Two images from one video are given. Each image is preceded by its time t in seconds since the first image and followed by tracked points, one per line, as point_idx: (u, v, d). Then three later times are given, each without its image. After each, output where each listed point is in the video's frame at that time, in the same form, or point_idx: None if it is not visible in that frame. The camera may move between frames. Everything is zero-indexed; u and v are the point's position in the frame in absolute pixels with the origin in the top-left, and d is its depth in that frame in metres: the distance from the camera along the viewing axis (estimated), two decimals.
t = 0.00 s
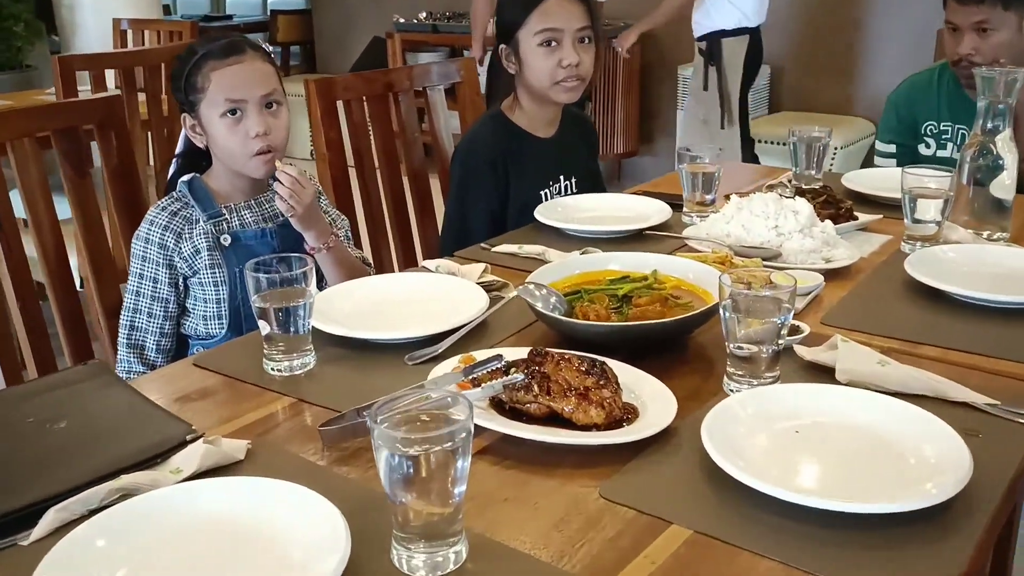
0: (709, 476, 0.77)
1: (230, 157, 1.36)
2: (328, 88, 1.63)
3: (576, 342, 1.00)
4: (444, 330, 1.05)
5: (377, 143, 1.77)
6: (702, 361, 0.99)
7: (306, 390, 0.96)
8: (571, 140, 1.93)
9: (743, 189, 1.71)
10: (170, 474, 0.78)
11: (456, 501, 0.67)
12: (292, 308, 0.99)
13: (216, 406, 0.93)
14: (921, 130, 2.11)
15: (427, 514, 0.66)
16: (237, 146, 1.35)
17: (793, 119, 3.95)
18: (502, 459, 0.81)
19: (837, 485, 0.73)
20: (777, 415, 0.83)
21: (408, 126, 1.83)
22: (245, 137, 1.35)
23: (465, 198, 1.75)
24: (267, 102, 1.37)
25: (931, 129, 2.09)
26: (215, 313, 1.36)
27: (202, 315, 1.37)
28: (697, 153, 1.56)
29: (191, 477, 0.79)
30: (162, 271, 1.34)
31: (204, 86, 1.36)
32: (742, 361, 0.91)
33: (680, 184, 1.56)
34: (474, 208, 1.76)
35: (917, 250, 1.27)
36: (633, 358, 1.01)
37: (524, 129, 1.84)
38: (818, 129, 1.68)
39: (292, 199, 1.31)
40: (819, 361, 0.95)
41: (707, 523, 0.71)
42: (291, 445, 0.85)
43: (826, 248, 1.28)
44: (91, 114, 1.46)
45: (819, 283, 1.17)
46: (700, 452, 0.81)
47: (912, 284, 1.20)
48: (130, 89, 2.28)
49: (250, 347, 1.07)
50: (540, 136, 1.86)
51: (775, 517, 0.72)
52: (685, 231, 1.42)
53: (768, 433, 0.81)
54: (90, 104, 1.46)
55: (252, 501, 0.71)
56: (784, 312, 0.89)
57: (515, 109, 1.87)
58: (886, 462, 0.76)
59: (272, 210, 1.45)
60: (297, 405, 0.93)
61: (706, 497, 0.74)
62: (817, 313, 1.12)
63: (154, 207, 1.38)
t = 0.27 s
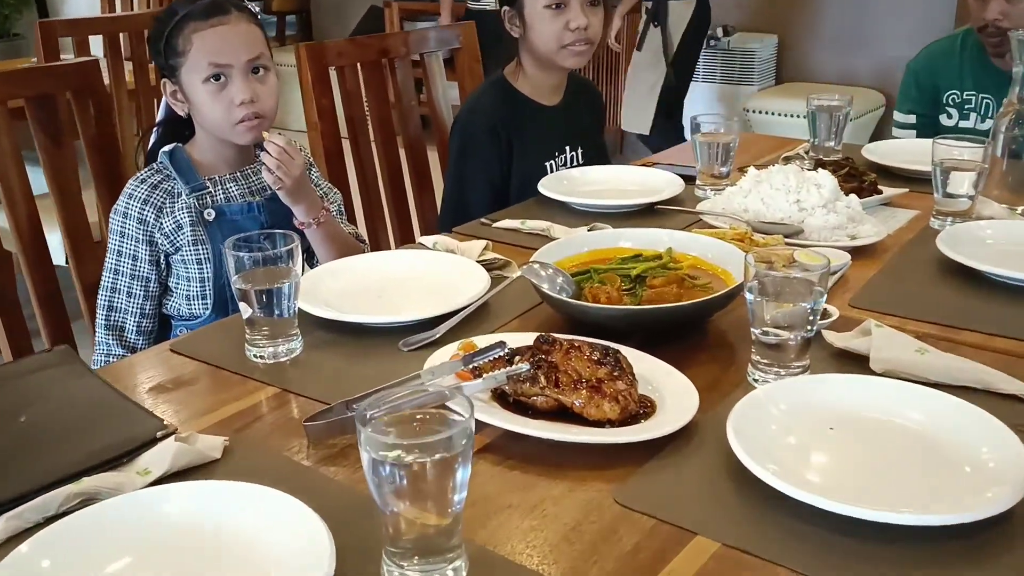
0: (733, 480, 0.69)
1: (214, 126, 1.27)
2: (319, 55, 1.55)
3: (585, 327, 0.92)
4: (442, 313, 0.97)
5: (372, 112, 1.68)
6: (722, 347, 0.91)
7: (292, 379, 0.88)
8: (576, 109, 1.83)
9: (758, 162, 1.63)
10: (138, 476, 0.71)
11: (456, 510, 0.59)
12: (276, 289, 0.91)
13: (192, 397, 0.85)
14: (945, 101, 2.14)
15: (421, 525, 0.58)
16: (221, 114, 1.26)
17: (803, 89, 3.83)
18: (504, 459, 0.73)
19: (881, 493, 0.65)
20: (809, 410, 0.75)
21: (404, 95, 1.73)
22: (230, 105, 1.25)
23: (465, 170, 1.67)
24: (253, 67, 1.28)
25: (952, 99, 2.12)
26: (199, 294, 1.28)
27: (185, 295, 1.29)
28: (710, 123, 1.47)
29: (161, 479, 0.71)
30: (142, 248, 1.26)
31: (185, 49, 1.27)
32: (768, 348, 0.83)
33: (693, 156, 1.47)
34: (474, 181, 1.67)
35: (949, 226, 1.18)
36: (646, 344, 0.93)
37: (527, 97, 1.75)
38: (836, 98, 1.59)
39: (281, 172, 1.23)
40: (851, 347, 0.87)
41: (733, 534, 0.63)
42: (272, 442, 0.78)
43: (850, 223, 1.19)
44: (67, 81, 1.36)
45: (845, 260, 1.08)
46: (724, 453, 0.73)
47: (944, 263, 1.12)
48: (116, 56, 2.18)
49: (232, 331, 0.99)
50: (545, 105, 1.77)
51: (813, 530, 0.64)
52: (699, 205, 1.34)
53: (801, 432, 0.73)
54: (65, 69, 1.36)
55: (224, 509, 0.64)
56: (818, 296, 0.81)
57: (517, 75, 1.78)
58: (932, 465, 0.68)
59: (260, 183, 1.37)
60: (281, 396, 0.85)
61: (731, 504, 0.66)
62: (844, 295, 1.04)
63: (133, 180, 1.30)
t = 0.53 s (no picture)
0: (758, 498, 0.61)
1: (184, 97, 1.18)
2: (299, 23, 1.43)
3: (587, 319, 0.83)
4: (430, 303, 0.88)
5: (356, 83, 1.58)
6: (738, 341, 0.83)
7: (265, 378, 0.80)
8: (572, 79, 1.74)
9: (764, 134, 1.54)
10: (86, 497, 0.63)
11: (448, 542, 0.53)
12: (245, 280, 0.83)
13: (152, 401, 0.77)
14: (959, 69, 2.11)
15: (404, 555, 0.52)
16: (190, 85, 1.16)
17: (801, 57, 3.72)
18: (499, 475, 0.65)
19: (928, 514, 0.57)
20: (840, 416, 0.67)
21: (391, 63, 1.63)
22: (199, 75, 1.16)
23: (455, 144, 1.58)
24: (224, 33, 1.17)
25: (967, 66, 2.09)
26: (170, 279, 1.19)
27: (155, 281, 1.20)
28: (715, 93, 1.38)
29: (113, 500, 0.63)
30: (107, 230, 1.17)
31: (149, 13, 1.16)
32: (793, 344, 0.74)
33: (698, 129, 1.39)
34: (465, 156, 1.58)
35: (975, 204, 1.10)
36: (654, 337, 0.85)
37: (522, 66, 1.65)
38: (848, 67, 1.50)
39: (254, 148, 1.15)
40: (882, 342, 0.79)
41: (761, 565, 0.55)
42: (240, 454, 0.70)
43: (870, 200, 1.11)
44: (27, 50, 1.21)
45: (867, 240, 1.00)
46: (747, 466, 0.65)
47: (971, 244, 1.04)
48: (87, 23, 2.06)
49: (201, 324, 0.90)
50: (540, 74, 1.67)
51: (851, 560, 0.56)
52: (706, 181, 1.25)
53: (833, 441, 0.65)
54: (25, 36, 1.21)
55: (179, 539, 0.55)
56: (845, 293, 0.74)
57: (511, 42, 1.68)
58: (982, 482, 0.60)
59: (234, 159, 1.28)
60: (252, 399, 0.77)
61: (757, 528, 0.59)
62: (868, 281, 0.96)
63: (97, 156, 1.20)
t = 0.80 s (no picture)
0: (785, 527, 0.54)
1: (142, 72, 1.09)
2: None
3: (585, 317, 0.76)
4: (413, 299, 0.81)
5: (332, 54, 1.48)
6: (751, 339, 0.76)
7: (230, 387, 0.72)
8: (562, 47, 1.65)
9: (765, 105, 1.46)
10: (22, 536, 0.55)
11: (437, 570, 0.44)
12: (205, 279, 0.75)
13: (104, 416, 0.69)
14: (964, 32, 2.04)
15: None
16: (148, 59, 1.08)
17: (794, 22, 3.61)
18: (493, 502, 0.58)
19: (975, 543, 0.51)
20: (871, 428, 0.61)
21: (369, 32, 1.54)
22: (157, 48, 1.07)
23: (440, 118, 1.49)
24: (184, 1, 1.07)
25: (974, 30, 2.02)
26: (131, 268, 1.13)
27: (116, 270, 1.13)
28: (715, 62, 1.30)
29: (53, 538, 0.55)
30: (62, 217, 1.10)
31: None
32: (814, 344, 0.67)
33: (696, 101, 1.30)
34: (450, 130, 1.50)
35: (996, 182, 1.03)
36: (659, 334, 0.77)
37: (508, 35, 1.56)
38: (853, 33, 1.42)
39: (217, 127, 1.07)
40: (908, 341, 0.72)
41: None
42: (201, 478, 0.62)
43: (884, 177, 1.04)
44: None
45: (884, 222, 0.93)
46: (770, 486, 0.58)
47: (993, 224, 0.97)
48: None
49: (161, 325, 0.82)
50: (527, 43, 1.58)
51: None
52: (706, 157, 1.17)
53: (862, 458, 0.58)
54: None
55: None
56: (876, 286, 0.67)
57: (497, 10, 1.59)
58: None
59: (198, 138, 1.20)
60: (216, 411, 0.69)
61: (786, 564, 0.52)
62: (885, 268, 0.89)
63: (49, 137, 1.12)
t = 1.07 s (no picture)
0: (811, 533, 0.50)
1: (97, 40, 1.02)
2: None
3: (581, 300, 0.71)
4: (395, 282, 0.75)
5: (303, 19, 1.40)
6: (758, 321, 0.71)
7: (197, 382, 0.66)
8: (546, 10, 1.58)
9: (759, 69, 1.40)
10: None
11: None
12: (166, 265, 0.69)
13: (59, 417, 0.63)
14: None
15: None
16: (104, 25, 1.00)
17: None
18: (489, 509, 0.53)
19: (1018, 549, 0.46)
20: (894, 422, 0.56)
21: None
22: (112, 13, 1.00)
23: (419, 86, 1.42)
24: None
25: None
26: (93, 249, 1.07)
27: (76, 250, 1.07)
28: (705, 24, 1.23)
29: None
30: (16, 196, 1.03)
31: None
32: (831, 330, 0.63)
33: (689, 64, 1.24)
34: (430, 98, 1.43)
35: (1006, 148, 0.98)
36: (660, 317, 0.72)
37: None
38: None
39: (181, 96, 1.00)
40: (927, 323, 0.67)
41: None
42: (167, 485, 0.56)
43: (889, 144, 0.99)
44: None
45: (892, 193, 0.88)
46: (791, 487, 0.54)
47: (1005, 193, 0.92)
48: None
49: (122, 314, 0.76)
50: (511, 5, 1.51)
51: None
52: (701, 125, 1.12)
53: (888, 454, 0.53)
54: None
55: None
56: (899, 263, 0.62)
57: None
58: None
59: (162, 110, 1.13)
60: (183, 409, 0.63)
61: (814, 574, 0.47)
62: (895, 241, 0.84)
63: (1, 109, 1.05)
